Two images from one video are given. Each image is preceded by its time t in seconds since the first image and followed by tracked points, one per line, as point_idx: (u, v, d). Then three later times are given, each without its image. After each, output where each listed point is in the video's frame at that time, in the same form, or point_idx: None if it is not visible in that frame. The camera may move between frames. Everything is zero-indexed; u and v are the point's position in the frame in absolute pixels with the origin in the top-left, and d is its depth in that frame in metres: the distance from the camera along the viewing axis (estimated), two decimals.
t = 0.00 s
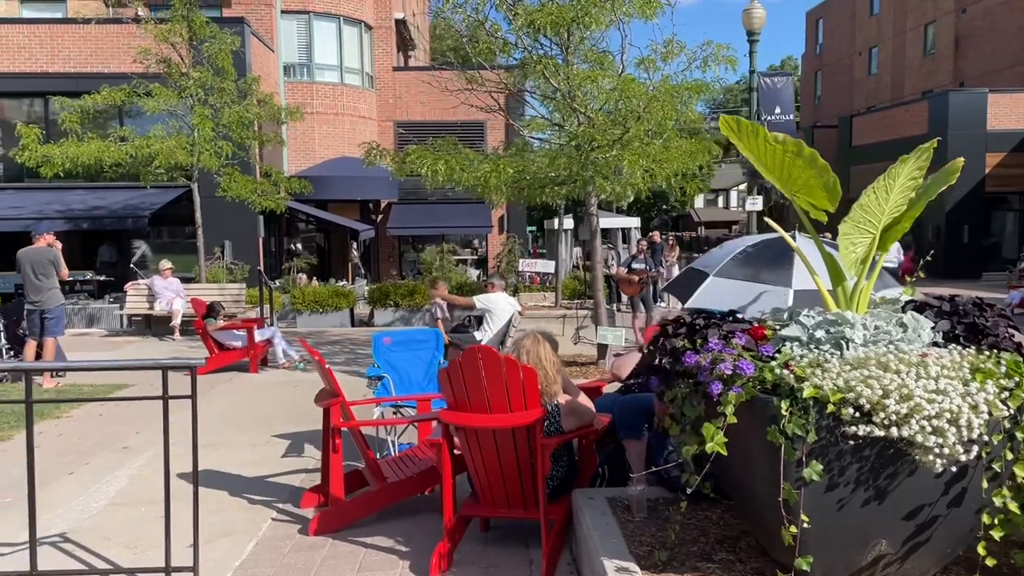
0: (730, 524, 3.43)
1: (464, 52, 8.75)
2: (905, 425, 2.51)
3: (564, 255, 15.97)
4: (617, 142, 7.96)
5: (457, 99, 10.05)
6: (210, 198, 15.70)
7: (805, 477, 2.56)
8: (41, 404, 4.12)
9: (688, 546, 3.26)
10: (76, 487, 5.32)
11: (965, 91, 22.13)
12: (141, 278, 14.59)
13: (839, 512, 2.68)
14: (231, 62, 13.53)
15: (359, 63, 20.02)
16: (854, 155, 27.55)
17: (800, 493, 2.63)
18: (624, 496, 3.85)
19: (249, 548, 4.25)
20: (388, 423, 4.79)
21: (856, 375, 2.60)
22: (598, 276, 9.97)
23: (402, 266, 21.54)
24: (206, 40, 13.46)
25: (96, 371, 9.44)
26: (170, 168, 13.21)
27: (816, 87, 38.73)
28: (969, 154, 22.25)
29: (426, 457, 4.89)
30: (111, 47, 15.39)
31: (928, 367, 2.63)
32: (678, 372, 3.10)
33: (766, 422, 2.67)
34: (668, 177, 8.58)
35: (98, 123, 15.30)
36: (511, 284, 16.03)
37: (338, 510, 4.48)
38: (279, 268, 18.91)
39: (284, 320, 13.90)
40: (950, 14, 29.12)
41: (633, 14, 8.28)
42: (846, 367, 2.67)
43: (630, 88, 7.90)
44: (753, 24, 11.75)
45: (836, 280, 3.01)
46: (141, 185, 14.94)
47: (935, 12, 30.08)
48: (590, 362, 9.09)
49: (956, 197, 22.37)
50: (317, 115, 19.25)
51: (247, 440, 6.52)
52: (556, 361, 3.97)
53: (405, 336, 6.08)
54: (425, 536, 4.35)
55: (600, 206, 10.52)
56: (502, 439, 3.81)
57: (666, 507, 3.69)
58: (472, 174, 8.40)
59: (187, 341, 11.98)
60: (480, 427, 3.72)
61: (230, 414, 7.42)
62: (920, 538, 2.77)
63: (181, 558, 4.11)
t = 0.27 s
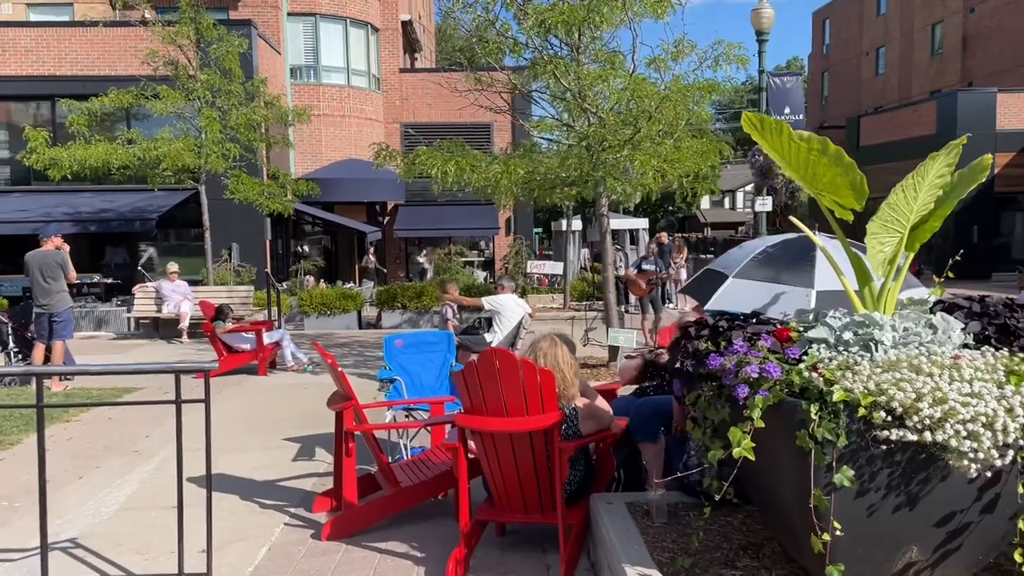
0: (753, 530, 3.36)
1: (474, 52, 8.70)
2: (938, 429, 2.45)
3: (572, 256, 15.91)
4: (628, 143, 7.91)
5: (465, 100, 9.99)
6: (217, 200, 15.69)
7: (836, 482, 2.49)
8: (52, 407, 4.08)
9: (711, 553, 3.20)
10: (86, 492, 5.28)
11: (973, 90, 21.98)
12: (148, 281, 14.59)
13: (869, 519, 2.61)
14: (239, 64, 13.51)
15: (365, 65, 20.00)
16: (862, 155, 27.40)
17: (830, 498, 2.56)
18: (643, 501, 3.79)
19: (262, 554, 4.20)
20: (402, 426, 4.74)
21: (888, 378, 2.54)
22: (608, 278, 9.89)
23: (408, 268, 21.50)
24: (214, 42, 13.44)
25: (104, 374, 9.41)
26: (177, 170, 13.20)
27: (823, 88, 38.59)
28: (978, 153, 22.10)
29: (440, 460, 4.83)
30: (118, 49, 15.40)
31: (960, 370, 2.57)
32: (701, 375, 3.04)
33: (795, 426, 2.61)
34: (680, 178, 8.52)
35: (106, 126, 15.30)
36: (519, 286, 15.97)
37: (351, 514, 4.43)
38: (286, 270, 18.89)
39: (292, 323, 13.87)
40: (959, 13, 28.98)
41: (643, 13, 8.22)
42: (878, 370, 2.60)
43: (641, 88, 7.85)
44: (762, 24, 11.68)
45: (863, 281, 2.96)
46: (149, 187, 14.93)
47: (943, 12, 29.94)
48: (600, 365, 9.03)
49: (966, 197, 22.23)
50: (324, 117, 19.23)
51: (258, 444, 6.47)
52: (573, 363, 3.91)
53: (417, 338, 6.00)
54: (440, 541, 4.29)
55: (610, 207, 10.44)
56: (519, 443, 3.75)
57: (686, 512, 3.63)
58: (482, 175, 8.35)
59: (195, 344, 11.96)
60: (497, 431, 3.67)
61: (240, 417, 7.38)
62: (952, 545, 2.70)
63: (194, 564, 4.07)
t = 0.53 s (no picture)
0: (770, 537, 3.31)
1: (479, 52, 8.64)
2: (967, 434, 2.39)
3: (577, 258, 15.84)
4: (635, 144, 7.85)
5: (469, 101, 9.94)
6: (221, 203, 15.65)
7: (861, 488, 2.42)
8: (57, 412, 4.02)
9: (729, 559, 3.14)
10: (91, 497, 5.23)
11: (979, 90, 21.88)
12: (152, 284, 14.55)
13: (894, 526, 2.54)
14: (243, 66, 13.47)
15: (368, 67, 19.96)
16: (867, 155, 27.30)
17: (855, 505, 2.49)
18: (658, 506, 3.73)
19: (271, 560, 4.14)
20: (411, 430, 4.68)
21: (914, 380, 2.48)
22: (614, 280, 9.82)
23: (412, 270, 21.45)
24: (217, 44, 13.40)
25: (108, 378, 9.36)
26: (181, 173, 13.15)
27: (827, 88, 38.48)
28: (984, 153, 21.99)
29: (450, 465, 4.78)
30: (121, 52, 15.37)
31: (988, 372, 2.51)
32: (720, 378, 2.98)
33: (818, 430, 2.54)
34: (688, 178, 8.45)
35: (109, 129, 15.26)
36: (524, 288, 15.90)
37: (360, 519, 4.37)
38: (290, 273, 18.85)
39: (296, 326, 13.82)
40: (963, 13, 28.86)
41: (650, 13, 8.15)
42: (903, 372, 2.54)
43: (649, 87, 7.79)
44: (768, 24, 11.61)
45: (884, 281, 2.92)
46: (152, 190, 14.90)
47: (947, 12, 29.82)
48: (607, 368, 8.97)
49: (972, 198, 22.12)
50: (327, 119, 19.19)
51: (264, 448, 6.41)
52: (586, 367, 3.85)
53: (425, 341, 5.99)
54: (451, 547, 4.23)
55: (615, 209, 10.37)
56: (531, 447, 3.70)
57: (702, 518, 3.57)
58: (488, 176, 8.29)
59: (199, 347, 11.91)
60: (509, 435, 3.61)
61: (245, 421, 7.33)
62: (978, 552, 2.63)
63: (201, 571, 4.01)
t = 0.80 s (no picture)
0: (787, 541, 3.24)
1: (483, 51, 8.57)
2: (994, 436, 2.33)
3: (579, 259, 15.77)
4: (640, 143, 7.79)
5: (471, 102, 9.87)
6: (222, 205, 15.59)
7: (886, 493, 2.36)
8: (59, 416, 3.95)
9: (745, 565, 3.08)
10: (93, 502, 5.16)
11: (981, 90, 21.80)
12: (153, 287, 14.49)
13: (918, 530, 2.47)
14: (243, 67, 13.41)
15: (369, 68, 19.91)
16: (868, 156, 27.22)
17: (879, 510, 2.43)
18: (670, 510, 3.67)
19: (276, 566, 4.07)
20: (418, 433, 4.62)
21: (940, 382, 2.41)
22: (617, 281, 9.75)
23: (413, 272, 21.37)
24: (218, 46, 13.35)
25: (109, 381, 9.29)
26: (182, 175, 13.09)
27: (827, 89, 38.42)
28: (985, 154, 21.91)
29: (457, 469, 4.71)
30: (121, 54, 15.31)
31: (1016, 374, 2.44)
32: (737, 381, 2.92)
33: (841, 434, 2.48)
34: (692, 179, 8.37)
35: (109, 131, 15.20)
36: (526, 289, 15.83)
37: (367, 525, 4.30)
38: (290, 275, 18.79)
39: (298, 328, 13.75)
40: (964, 13, 28.80)
41: (654, 12, 8.08)
42: (928, 374, 2.47)
43: (655, 85, 7.71)
44: (770, 24, 11.55)
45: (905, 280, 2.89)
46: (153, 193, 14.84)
47: (948, 12, 29.76)
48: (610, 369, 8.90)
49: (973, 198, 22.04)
50: (328, 121, 19.13)
51: (267, 451, 6.34)
52: (597, 369, 3.79)
53: (430, 343, 5.90)
54: (459, 553, 4.17)
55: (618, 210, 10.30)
56: (542, 451, 3.63)
57: (715, 523, 3.51)
58: (492, 177, 8.22)
59: (201, 350, 11.85)
60: (519, 439, 3.55)
61: (247, 424, 7.26)
62: (1004, 558, 2.56)
63: None
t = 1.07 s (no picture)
0: (802, 549, 3.14)
1: (483, 50, 8.48)
2: None
3: (579, 260, 15.67)
4: (642, 143, 7.70)
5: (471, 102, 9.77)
6: (219, 207, 15.48)
7: (912, 501, 2.27)
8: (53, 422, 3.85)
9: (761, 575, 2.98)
10: (89, 509, 5.07)
11: (980, 90, 21.73)
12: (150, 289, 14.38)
13: (943, 540, 2.38)
14: (241, 68, 13.31)
15: (367, 69, 19.81)
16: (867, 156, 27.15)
17: (904, 520, 2.34)
18: (681, 517, 3.58)
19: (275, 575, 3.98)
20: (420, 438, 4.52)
21: (966, 386, 2.32)
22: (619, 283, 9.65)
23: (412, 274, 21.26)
24: (215, 46, 13.24)
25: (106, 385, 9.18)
26: (179, 176, 12.99)
27: (825, 89, 38.37)
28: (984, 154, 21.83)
29: (460, 474, 4.62)
30: (117, 55, 15.21)
31: None
32: (751, 385, 2.83)
33: (863, 440, 2.39)
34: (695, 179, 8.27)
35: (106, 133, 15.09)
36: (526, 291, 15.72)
37: (368, 532, 4.21)
38: (288, 277, 18.68)
39: (296, 331, 13.64)
40: (962, 13, 28.75)
41: (657, 11, 7.98)
42: (954, 377, 2.38)
43: (658, 84, 7.55)
44: (770, 23, 11.47)
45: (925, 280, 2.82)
46: (150, 194, 14.73)
47: (946, 12, 29.70)
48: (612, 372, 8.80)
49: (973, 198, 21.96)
50: (326, 122, 19.02)
51: (266, 456, 6.24)
52: (605, 373, 3.69)
53: (432, 346, 5.81)
54: (462, 561, 4.07)
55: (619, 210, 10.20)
56: (548, 456, 3.54)
57: (727, 530, 3.42)
58: (493, 177, 8.13)
59: (198, 353, 11.74)
60: (525, 444, 3.46)
61: (246, 428, 7.16)
62: None
63: None
